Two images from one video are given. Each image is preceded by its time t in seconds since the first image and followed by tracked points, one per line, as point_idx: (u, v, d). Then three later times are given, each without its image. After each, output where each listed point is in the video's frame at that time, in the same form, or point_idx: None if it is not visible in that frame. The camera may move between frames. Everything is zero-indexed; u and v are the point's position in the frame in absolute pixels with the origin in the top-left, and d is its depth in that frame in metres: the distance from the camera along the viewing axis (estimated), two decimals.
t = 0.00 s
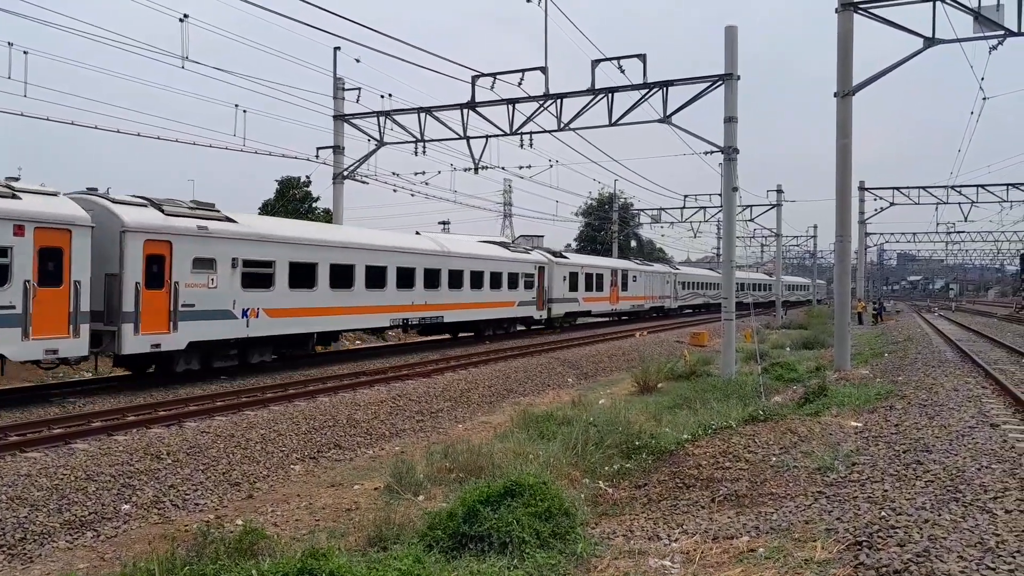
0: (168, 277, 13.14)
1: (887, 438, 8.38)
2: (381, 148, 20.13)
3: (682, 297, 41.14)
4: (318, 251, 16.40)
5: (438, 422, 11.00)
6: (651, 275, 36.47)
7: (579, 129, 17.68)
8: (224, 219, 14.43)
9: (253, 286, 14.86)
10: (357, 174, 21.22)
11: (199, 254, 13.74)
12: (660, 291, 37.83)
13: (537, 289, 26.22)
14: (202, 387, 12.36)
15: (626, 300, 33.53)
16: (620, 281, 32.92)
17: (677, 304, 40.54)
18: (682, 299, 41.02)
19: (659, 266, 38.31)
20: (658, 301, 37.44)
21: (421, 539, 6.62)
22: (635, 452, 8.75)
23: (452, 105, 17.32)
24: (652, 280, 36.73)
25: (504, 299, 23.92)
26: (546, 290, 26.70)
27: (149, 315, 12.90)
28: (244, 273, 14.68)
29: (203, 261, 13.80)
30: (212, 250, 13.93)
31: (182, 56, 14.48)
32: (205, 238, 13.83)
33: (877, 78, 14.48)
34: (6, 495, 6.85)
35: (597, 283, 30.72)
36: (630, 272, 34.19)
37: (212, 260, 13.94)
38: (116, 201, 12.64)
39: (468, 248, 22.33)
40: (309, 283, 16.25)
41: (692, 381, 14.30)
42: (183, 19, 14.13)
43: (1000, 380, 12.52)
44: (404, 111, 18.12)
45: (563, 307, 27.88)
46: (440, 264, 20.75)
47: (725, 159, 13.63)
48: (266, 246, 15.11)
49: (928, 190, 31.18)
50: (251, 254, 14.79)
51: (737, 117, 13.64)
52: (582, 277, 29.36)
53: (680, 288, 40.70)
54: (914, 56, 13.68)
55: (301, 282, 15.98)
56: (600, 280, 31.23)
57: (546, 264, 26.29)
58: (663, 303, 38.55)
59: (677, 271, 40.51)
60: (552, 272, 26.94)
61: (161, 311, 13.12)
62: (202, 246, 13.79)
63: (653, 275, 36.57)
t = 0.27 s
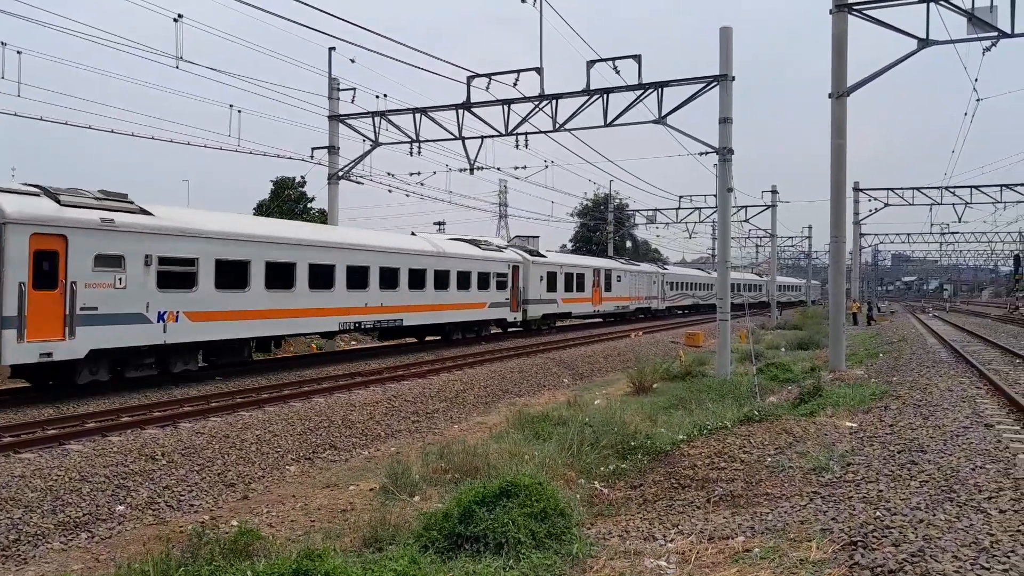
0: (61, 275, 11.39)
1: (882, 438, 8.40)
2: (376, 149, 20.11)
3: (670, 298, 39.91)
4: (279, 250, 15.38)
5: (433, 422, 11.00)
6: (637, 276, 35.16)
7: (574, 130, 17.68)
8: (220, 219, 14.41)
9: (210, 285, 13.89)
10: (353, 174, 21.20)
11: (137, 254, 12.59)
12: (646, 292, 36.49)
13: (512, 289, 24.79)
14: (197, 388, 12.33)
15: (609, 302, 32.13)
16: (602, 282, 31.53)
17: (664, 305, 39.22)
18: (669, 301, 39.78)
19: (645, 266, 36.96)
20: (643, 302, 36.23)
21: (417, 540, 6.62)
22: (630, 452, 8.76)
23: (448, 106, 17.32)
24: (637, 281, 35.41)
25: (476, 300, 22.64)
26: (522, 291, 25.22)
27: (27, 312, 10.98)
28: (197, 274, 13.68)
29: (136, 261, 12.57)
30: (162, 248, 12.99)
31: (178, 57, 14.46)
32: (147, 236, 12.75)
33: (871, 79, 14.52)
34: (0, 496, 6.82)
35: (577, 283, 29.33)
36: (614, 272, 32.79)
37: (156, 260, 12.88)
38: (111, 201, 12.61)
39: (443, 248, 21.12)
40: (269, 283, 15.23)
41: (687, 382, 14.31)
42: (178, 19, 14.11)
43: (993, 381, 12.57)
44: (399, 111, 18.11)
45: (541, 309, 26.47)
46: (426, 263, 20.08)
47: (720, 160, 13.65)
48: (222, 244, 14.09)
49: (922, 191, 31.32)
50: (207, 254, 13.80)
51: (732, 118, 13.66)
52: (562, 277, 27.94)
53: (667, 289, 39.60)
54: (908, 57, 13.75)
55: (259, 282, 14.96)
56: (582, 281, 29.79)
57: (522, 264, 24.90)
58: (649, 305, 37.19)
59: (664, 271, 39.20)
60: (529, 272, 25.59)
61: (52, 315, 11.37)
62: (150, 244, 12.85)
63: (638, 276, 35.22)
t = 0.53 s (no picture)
0: None
1: (880, 436, 8.41)
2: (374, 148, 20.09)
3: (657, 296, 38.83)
4: (251, 246, 14.85)
5: (432, 422, 10.99)
6: (621, 273, 34.02)
7: (572, 128, 17.67)
8: (218, 219, 14.41)
9: (184, 284, 13.51)
10: (351, 174, 21.18)
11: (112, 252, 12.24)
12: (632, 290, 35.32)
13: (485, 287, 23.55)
14: (196, 388, 12.33)
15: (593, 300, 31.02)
16: (584, 279, 30.34)
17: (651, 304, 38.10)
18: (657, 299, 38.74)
19: (631, 263, 35.77)
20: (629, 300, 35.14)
21: (416, 539, 6.62)
22: (629, 451, 8.76)
23: (446, 104, 17.30)
24: (621, 279, 34.23)
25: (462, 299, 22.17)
26: (496, 289, 24.00)
27: None
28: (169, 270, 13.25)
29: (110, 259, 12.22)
30: (144, 246, 12.73)
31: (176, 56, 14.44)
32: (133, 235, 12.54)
33: (869, 78, 14.52)
34: None
35: (558, 280, 28.17)
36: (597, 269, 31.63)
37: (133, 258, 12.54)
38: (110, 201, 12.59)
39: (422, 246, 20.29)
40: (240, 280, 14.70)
41: (686, 380, 14.32)
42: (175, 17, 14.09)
43: (992, 379, 12.58)
44: (398, 110, 18.10)
45: (516, 307, 25.26)
46: (410, 262, 19.72)
47: (718, 158, 13.65)
48: (202, 242, 13.78)
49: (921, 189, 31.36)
50: (180, 251, 13.40)
51: (730, 116, 13.66)
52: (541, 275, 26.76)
53: (656, 287, 38.63)
54: (906, 55, 13.75)
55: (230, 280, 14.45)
56: (562, 278, 28.61)
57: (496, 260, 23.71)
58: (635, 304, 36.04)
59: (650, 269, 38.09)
60: (505, 269, 24.42)
61: None
62: (132, 243, 12.56)
63: (622, 273, 34.06)
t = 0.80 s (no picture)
0: None
1: (879, 436, 8.42)
2: (374, 148, 20.09)
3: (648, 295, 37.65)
4: (245, 246, 14.62)
5: (431, 422, 11.00)
6: (608, 272, 32.64)
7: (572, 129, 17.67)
8: (218, 218, 14.40)
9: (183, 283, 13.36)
10: (351, 174, 21.18)
11: (120, 251, 12.26)
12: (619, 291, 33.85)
13: (457, 287, 21.88)
14: (195, 388, 12.32)
15: (577, 301, 29.61)
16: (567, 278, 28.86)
17: (642, 304, 36.87)
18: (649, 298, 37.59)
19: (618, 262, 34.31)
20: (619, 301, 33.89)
21: (415, 539, 6.63)
22: (628, 451, 8.76)
23: (446, 104, 17.30)
24: (609, 279, 32.76)
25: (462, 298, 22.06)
26: (470, 290, 22.32)
27: None
28: (178, 272, 13.29)
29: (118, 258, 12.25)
30: (141, 245, 12.58)
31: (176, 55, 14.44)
32: (130, 233, 12.39)
33: (868, 78, 14.53)
34: None
35: (538, 280, 26.68)
36: (582, 268, 30.21)
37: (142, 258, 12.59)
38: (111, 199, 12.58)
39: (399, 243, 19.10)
40: (246, 281, 14.67)
41: (685, 381, 14.32)
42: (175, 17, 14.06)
43: (990, 379, 12.58)
44: (397, 110, 18.10)
45: (492, 308, 23.66)
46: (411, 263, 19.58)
47: (718, 158, 13.65)
48: (200, 241, 13.63)
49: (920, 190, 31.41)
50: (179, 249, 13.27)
51: (730, 117, 13.66)
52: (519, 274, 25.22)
53: (648, 287, 37.44)
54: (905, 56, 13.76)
55: (236, 281, 14.47)
56: (543, 278, 27.08)
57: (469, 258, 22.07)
58: (623, 305, 34.54)
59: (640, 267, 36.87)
60: (480, 268, 22.88)
61: None
62: (129, 241, 12.41)
63: (609, 272, 32.68)
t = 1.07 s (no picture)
0: None
1: (880, 438, 8.42)
2: (374, 150, 20.10)
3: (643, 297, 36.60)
4: (241, 248, 14.60)
5: (432, 424, 11.00)
6: (598, 273, 31.30)
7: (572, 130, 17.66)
8: (217, 220, 14.43)
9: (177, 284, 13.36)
10: (351, 175, 21.19)
11: (114, 252, 12.28)
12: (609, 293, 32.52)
13: (425, 288, 20.53)
14: (196, 389, 12.32)
15: (563, 303, 28.27)
16: (552, 280, 27.49)
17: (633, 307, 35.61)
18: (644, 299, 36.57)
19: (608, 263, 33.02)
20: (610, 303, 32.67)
21: (416, 541, 6.63)
22: (629, 453, 8.76)
23: (446, 106, 17.31)
24: (598, 280, 31.44)
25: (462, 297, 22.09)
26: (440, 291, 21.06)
27: None
28: (215, 273, 14.11)
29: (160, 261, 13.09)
30: (134, 246, 12.59)
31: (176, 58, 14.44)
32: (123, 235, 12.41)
33: (868, 80, 14.54)
34: None
35: (519, 282, 25.32)
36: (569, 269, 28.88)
37: (180, 260, 13.38)
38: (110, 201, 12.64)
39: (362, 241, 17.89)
40: (259, 283, 15.04)
41: (685, 383, 14.33)
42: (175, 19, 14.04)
43: (992, 381, 12.57)
44: (398, 112, 18.11)
45: (466, 312, 22.30)
46: (411, 264, 19.58)
47: (718, 160, 13.65)
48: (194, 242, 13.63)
49: (921, 192, 31.43)
50: (174, 251, 13.28)
51: (730, 119, 13.66)
52: (497, 275, 23.87)
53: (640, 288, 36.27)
54: (906, 58, 13.77)
55: (267, 282, 15.23)
56: (524, 280, 25.70)
57: (438, 257, 20.74)
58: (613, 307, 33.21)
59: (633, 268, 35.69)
60: (453, 268, 21.52)
61: None
62: (122, 243, 12.43)
63: (598, 274, 31.36)
